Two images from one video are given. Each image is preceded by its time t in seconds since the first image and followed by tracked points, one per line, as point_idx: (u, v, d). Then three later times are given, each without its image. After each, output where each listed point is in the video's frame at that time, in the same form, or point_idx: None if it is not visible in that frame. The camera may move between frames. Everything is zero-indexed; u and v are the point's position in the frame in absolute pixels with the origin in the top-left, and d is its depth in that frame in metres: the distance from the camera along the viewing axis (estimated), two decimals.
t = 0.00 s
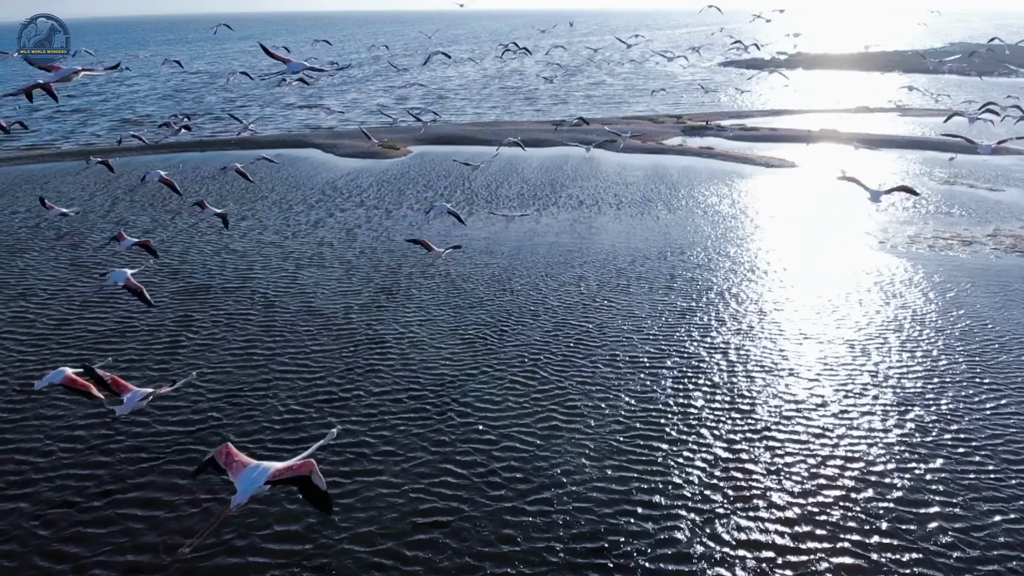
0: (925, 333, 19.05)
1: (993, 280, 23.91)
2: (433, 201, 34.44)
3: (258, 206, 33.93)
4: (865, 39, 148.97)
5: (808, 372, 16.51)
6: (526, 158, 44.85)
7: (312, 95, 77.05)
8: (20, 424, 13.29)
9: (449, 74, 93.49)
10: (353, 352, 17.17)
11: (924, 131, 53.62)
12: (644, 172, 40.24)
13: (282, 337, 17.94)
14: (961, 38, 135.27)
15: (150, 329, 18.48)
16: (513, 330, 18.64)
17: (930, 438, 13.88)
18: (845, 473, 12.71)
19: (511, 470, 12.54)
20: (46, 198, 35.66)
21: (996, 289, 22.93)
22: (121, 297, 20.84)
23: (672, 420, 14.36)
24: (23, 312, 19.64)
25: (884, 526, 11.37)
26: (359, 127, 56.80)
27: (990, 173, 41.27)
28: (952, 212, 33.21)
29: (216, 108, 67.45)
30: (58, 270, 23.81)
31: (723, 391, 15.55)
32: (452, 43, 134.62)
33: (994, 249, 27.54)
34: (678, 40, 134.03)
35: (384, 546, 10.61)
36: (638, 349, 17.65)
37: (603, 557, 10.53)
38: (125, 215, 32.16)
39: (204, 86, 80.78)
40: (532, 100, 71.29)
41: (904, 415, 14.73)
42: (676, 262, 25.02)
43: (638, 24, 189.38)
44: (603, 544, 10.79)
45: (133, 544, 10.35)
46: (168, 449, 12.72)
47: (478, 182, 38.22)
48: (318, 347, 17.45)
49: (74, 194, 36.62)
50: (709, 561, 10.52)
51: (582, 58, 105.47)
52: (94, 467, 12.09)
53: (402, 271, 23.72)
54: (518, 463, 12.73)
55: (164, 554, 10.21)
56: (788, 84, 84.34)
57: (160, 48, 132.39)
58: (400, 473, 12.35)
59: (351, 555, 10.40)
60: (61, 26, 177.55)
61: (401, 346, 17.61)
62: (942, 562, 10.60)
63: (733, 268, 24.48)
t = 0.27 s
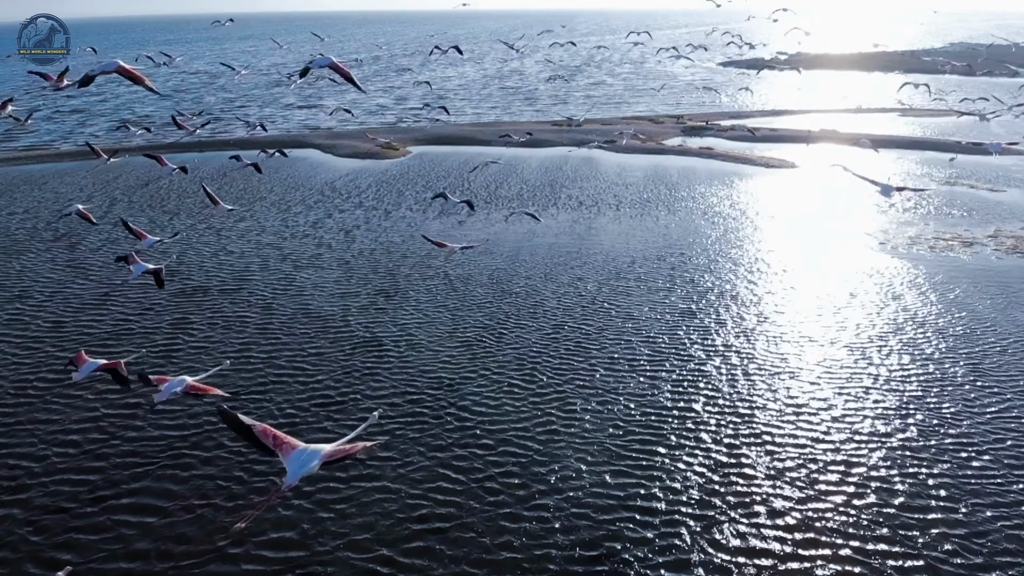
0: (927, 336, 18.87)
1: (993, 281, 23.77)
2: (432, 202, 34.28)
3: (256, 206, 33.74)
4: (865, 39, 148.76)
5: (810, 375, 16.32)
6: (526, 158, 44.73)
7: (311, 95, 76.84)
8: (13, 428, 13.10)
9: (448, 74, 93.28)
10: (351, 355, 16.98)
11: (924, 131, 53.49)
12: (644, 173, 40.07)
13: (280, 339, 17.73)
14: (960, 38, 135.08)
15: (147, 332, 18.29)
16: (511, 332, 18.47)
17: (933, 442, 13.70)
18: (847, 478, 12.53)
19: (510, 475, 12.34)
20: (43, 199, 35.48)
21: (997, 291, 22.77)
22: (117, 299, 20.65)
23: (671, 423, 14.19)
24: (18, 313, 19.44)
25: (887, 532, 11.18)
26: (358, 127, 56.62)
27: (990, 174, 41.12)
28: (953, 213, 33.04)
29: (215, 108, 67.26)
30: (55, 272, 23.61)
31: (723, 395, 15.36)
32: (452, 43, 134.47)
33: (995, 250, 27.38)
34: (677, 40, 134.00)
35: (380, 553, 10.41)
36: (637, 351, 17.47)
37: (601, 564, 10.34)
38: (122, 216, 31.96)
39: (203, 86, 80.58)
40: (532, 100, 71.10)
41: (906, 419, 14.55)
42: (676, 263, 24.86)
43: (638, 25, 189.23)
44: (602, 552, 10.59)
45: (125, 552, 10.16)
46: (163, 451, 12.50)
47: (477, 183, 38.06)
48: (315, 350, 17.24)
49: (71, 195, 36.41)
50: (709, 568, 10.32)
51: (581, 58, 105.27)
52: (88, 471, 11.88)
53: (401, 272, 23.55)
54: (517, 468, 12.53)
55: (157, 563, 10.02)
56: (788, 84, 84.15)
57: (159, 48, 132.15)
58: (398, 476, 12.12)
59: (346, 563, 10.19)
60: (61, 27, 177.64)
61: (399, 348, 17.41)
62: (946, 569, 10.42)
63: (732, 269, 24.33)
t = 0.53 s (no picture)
0: (928, 338, 18.70)
1: (994, 282, 23.61)
2: (431, 203, 34.13)
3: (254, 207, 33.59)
4: (865, 39, 148.64)
5: (810, 378, 16.15)
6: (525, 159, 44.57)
7: (310, 95, 76.69)
8: (7, 433, 12.95)
9: (447, 74, 93.08)
10: (349, 356, 16.81)
11: (925, 131, 53.34)
12: (644, 173, 39.93)
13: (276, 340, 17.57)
14: (960, 38, 134.87)
15: (143, 334, 18.13)
16: (509, 334, 18.30)
17: (935, 446, 13.52)
18: (848, 482, 12.35)
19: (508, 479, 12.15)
20: (41, 199, 35.34)
21: (999, 292, 22.61)
22: (113, 301, 20.50)
23: (670, 426, 14.01)
24: (14, 316, 19.29)
25: (890, 539, 11.00)
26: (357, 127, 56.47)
27: (991, 174, 40.97)
28: (953, 213, 32.89)
29: (214, 109, 67.12)
30: (51, 273, 23.47)
31: (723, 398, 15.19)
32: (452, 43, 134.28)
33: (996, 251, 27.23)
34: (677, 40, 133.82)
35: (377, 560, 10.24)
36: (636, 354, 17.31)
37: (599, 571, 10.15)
38: (120, 217, 31.82)
39: (202, 87, 80.44)
40: (532, 100, 70.94)
41: (908, 422, 14.37)
42: (676, 264, 24.69)
43: (638, 25, 189.06)
44: (600, 559, 10.41)
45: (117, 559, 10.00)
46: (158, 457, 12.38)
47: (476, 183, 37.93)
48: (312, 352, 17.08)
49: (69, 195, 36.26)
50: None
51: (581, 59, 105.12)
52: (82, 477, 11.73)
53: (399, 274, 23.40)
54: (515, 473, 12.35)
55: (150, 571, 9.86)
56: (788, 84, 84.01)
57: (159, 48, 132.03)
58: (394, 479, 11.94)
59: (342, 570, 10.02)
60: (61, 27, 177.90)
61: (397, 351, 17.23)
62: None
63: (732, 270, 24.17)
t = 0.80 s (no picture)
0: (930, 340, 18.50)
1: (996, 284, 23.44)
2: (430, 203, 33.95)
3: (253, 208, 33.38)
4: (864, 39, 148.55)
5: (812, 381, 15.95)
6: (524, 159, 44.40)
7: (309, 95, 76.44)
8: None
9: (447, 74, 92.88)
10: (346, 358, 16.61)
11: (925, 132, 53.16)
12: (643, 174, 39.76)
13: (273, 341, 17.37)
14: (958, 39, 134.77)
15: (140, 335, 17.95)
16: (508, 336, 18.09)
17: (938, 449, 13.31)
18: (849, 487, 12.15)
19: (506, 483, 11.96)
20: (38, 200, 35.14)
21: (1000, 294, 22.44)
22: (108, 303, 20.29)
23: (670, 430, 13.81)
24: (10, 317, 19.11)
25: (892, 545, 10.80)
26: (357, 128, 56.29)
27: (991, 175, 40.80)
28: (953, 214, 32.74)
29: (213, 109, 66.93)
30: (48, 275, 23.29)
31: (723, 401, 14.99)
32: (452, 44, 134.15)
33: (996, 252, 27.07)
34: (677, 39, 133.53)
35: (373, 568, 10.04)
36: (635, 356, 17.11)
37: None
38: (117, 218, 31.62)
39: (202, 87, 80.26)
40: (531, 100, 70.76)
41: (910, 425, 14.16)
42: (675, 265, 24.52)
43: (637, 25, 189.06)
44: (599, 566, 10.23)
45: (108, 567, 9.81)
46: (152, 462, 12.21)
47: (475, 184, 37.75)
48: (309, 353, 16.88)
49: (67, 196, 36.07)
50: None
51: (581, 59, 105.01)
52: (74, 482, 11.55)
53: (397, 275, 23.22)
54: (513, 477, 12.15)
55: None
56: (788, 84, 83.86)
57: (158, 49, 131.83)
58: (391, 484, 11.76)
59: None
60: (62, 26, 177.83)
61: (395, 353, 17.03)
62: None
63: (732, 272, 23.98)
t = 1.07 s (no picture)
0: (930, 342, 18.34)
1: (996, 285, 23.30)
2: (428, 204, 33.77)
3: (250, 209, 33.19)
4: (864, 39, 148.26)
5: (812, 383, 15.77)
6: (523, 160, 44.23)
7: (308, 95, 76.18)
8: None
9: (446, 74, 92.63)
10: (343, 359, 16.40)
11: (925, 132, 52.99)
12: (642, 174, 39.61)
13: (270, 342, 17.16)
14: (957, 39, 134.59)
15: (135, 336, 17.74)
16: (505, 338, 17.92)
17: (940, 453, 13.13)
18: (850, 492, 11.97)
19: (504, 487, 11.78)
20: (35, 201, 34.94)
21: (1001, 295, 22.28)
22: (104, 304, 20.08)
23: (669, 434, 13.62)
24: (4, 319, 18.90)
25: (894, 552, 10.62)
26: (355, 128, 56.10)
27: (991, 175, 40.66)
28: (953, 214, 32.59)
29: (211, 109, 66.68)
30: (43, 276, 23.09)
31: (722, 404, 14.81)
32: (451, 44, 133.89)
33: (997, 253, 26.90)
34: (676, 38, 133.32)
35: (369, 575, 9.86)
36: (633, 359, 16.93)
37: None
38: (114, 218, 31.41)
39: (200, 87, 80.03)
40: (530, 100, 70.58)
41: (912, 428, 13.99)
42: (674, 266, 24.37)
43: (637, 26, 188.90)
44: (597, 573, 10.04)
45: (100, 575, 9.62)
46: (145, 467, 12.02)
47: (473, 185, 37.58)
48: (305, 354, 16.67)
49: (64, 197, 35.86)
50: None
51: (580, 60, 104.83)
52: (66, 487, 11.36)
53: (394, 277, 23.04)
54: (510, 482, 11.97)
55: None
56: (787, 84, 83.69)
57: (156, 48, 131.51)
58: (387, 490, 11.58)
59: None
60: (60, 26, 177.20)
61: (392, 355, 16.84)
62: None
63: (731, 273, 23.82)
